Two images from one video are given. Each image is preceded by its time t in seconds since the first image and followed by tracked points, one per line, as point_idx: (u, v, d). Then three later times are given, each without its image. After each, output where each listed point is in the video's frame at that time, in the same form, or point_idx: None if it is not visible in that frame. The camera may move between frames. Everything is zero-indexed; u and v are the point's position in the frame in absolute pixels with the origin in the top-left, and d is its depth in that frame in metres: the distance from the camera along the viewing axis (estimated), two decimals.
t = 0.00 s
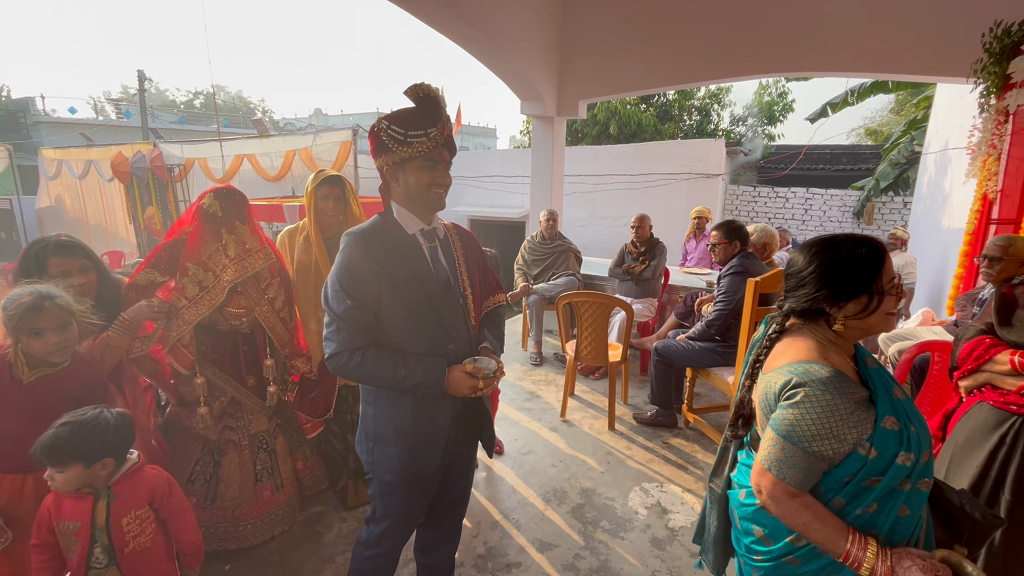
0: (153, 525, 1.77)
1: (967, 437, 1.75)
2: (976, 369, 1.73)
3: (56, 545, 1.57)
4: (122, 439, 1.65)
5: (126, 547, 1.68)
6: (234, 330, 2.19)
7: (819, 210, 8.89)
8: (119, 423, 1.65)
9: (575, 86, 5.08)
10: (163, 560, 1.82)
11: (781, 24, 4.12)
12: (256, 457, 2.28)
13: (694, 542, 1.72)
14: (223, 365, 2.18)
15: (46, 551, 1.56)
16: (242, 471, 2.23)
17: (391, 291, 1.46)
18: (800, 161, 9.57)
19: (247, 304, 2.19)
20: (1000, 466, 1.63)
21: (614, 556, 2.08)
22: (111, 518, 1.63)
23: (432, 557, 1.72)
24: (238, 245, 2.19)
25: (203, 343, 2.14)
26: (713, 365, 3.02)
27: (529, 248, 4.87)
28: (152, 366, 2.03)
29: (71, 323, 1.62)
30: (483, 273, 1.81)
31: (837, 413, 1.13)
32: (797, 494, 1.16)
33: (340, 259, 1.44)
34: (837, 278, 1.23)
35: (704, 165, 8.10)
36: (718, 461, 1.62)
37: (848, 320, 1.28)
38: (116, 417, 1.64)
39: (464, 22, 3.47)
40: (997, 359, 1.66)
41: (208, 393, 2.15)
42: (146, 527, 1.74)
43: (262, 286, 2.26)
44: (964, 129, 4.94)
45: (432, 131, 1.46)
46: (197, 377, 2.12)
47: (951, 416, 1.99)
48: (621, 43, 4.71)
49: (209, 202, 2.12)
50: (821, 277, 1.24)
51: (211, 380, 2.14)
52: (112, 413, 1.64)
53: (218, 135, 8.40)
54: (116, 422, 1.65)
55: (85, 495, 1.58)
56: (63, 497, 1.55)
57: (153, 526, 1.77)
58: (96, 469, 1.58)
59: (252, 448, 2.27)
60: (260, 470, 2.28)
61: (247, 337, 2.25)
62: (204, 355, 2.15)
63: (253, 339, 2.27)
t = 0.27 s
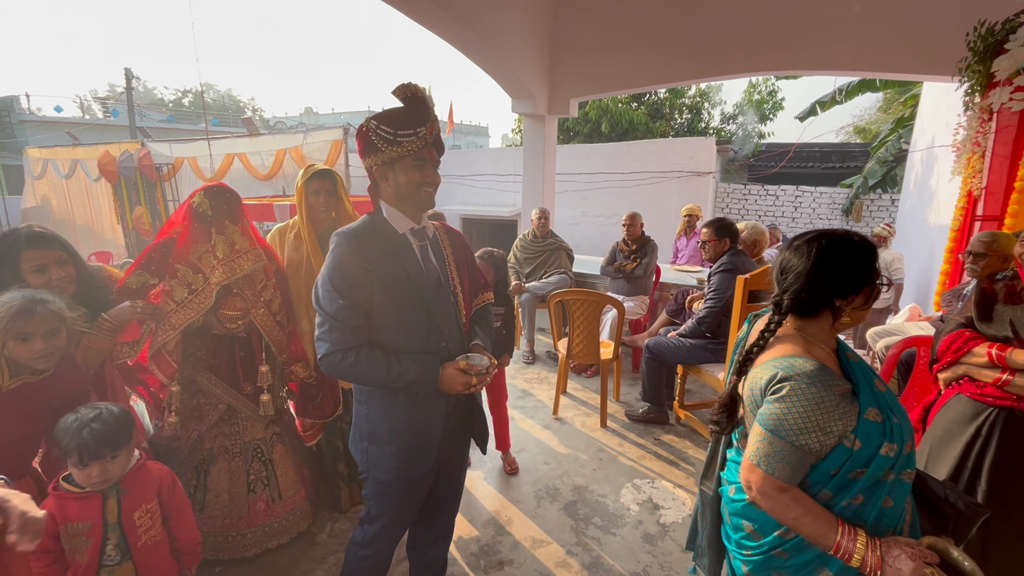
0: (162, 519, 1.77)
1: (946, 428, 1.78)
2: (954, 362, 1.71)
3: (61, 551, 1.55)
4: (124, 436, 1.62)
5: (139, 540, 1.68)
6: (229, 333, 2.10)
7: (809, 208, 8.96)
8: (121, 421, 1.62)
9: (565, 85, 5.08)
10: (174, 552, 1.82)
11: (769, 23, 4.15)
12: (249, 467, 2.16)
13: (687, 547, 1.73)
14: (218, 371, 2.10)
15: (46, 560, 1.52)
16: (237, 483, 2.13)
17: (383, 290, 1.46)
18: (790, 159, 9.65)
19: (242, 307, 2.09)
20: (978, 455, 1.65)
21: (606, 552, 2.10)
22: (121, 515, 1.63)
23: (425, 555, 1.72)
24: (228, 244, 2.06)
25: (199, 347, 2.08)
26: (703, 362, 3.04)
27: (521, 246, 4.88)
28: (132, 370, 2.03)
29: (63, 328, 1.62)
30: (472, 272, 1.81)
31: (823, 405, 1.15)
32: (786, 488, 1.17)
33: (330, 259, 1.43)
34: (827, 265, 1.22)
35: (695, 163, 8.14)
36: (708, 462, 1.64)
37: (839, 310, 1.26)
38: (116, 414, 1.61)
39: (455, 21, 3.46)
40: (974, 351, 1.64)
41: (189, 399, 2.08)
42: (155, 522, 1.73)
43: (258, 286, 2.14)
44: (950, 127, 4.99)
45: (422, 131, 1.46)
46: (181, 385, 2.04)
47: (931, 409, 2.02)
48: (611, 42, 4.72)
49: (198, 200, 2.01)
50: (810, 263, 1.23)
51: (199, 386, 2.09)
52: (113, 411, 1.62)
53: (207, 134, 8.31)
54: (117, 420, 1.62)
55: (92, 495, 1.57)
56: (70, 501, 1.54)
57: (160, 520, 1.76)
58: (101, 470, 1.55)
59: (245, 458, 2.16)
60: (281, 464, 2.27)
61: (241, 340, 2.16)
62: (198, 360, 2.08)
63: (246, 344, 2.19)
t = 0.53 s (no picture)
0: (148, 511, 1.77)
1: (915, 421, 1.77)
2: (925, 355, 1.72)
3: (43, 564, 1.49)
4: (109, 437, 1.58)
5: (131, 533, 1.68)
6: (237, 339, 2.08)
7: (795, 205, 9.05)
8: (106, 423, 1.58)
9: (553, 83, 5.08)
10: (161, 545, 1.82)
11: (755, 22, 4.18)
12: (250, 484, 2.08)
13: (664, 542, 1.72)
14: (225, 381, 2.07)
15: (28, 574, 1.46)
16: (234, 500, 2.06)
17: (362, 290, 1.46)
18: (776, 157, 9.73)
19: (251, 311, 2.06)
20: (945, 446, 1.65)
21: (593, 548, 2.11)
22: (112, 512, 1.62)
23: (410, 553, 1.73)
24: (236, 247, 2.04)
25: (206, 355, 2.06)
26: (690, 359, 3.06)
27: (510, 244, 4.88)
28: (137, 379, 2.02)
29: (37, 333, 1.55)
30: (452, 271, 1.82)
31: (811, 399, 1.16)
32: (774, 483, 1.17)
33: (307, 260, 1.43)
34: (807, 260, 1.21)
35: (683, 161, 8.17)
36: (686, 460, 1.64)
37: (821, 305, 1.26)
38: (103, 416, 1.58)
39: (441, 19, 3.44)
40: (944, 345, 1.64)
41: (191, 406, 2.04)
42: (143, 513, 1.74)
43: (267, 289, 2.12)
44: (932, 125, 5.06)
45: (409, 132, 1.48)
46: (189, 392, 2.03)
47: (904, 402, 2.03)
48: (599, 41, 4.73)
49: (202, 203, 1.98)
50: (791, 258, 1.23)
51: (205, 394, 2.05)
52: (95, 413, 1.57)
53: (192, 132, 8.19)
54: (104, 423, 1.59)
55: (78, 500, 1.53)
56: (54, 513, 1.49)
57: (146, 515, 1.75)
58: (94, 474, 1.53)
59: (245, 475, 2.08)
60: (305, 471, 2.28)
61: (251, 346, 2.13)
62: (207, 369, 2.06)
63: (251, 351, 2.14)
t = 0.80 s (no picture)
0: (98, 521, 1.73)
1: (882, 415, 1.75)
2: (894, 348, 1.73)
3: None
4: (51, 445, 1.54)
5: (85, 547, 1.65)
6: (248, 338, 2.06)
7: (780, 202, 9.15)
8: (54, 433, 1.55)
9: (540, 81, 5.09)
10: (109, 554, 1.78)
11: (738, 21, 4.22)
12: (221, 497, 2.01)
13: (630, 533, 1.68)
14: (236, 381, 2.05)
15: None
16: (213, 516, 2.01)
17: (335, 287, 1.47)
18: (761, 154, 9.81)
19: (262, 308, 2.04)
20: (911, 437, 1.62)
21: (577, 542, 2.13)
22: (65, 527, 1.59)
23: (394, 549, 1.74)
24: (250, 241, 2.05)
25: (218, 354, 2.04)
26: (674, 354, 3.09)
27: (497, 242, 4.88)
28: (148, 380, 2.03)
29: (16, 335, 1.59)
30: (430, 267, 1.83)
31: (808, 387, 1.18)
32: (770, 472, 1.17)
33: (281, 255, 1.43)
34: (789, 258, 1.23)
35: (669, 158, 8.21)
36: (655, 453, 1.61)
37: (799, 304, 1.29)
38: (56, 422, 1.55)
39: (426, 17, 3.43)
40: (912, 337, 1.66)
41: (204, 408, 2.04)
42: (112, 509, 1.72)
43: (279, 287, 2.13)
44: (912, 123, 5.13)
45: (385, 129, 1.48)
46: (203, 392, 2.02)
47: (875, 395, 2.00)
48: (585, 39, 4.74)
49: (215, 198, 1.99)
50: (774, 255, 1.24)
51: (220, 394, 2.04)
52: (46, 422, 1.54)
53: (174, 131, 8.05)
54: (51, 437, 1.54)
55: (26, 518, 1.48)
56: None
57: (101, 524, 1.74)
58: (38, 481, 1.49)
59: (250, 476, 2.04)
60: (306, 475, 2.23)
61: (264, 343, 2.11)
62: (218, 369, 2.05)
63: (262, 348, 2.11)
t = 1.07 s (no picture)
0: (67, 523, 1.59)
1: (859, 403, 1.77)
2: (867, 340, 1.77)
3: None
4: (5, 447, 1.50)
5: (59, 547, 1.53)
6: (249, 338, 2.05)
7: (766, 197, 9.24)
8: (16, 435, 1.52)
9: (526, 77, 5.09)
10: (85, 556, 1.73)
11: (722, 18, 4.25)
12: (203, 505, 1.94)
13: (595, 529, 1.65)
14: (235, 381, 1.99)
15: None
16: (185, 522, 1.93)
17: (308, 283, 1.47)
18: (746, 151, 9.90)
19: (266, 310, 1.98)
20: (883, 428, 1.64)
21: (560, 535, 2.15)
22: (34, 527, 1.45)
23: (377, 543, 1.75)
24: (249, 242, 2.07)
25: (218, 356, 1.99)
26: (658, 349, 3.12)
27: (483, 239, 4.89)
28: (146, 381, 1.90)
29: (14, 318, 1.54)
30: (406, 265, 1.84)
31: (797, 372, 1.20)
32: (766, 455, 1.18)
33: (254, 248, 1.43)
34: (771, 248, 1.25)
35: (656, 155, 8.27)
36: (628, 444, 1.61)
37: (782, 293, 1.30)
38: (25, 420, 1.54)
39: (411, 13, 3.41)
40: (883, 329, 1.70)
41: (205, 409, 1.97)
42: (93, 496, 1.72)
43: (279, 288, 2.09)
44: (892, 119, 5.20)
45: (355, 125, 1.48)
46: (205, 392, 1.96)
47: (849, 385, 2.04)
48: (571, 36, 4.75)
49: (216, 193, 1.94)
50: (757, 245, 1.26)
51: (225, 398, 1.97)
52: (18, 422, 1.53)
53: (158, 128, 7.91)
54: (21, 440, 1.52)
55: None
56: None
57: (76, 524, 1.64)
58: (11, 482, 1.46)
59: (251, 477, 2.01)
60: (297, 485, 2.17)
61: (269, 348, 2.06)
62: (216, 368, 1.98)
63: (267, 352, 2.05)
